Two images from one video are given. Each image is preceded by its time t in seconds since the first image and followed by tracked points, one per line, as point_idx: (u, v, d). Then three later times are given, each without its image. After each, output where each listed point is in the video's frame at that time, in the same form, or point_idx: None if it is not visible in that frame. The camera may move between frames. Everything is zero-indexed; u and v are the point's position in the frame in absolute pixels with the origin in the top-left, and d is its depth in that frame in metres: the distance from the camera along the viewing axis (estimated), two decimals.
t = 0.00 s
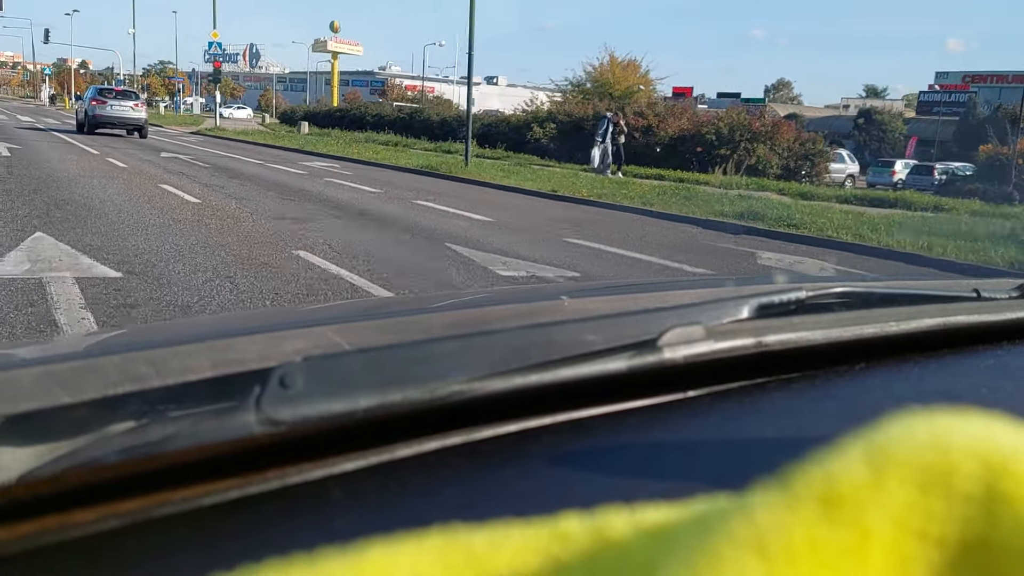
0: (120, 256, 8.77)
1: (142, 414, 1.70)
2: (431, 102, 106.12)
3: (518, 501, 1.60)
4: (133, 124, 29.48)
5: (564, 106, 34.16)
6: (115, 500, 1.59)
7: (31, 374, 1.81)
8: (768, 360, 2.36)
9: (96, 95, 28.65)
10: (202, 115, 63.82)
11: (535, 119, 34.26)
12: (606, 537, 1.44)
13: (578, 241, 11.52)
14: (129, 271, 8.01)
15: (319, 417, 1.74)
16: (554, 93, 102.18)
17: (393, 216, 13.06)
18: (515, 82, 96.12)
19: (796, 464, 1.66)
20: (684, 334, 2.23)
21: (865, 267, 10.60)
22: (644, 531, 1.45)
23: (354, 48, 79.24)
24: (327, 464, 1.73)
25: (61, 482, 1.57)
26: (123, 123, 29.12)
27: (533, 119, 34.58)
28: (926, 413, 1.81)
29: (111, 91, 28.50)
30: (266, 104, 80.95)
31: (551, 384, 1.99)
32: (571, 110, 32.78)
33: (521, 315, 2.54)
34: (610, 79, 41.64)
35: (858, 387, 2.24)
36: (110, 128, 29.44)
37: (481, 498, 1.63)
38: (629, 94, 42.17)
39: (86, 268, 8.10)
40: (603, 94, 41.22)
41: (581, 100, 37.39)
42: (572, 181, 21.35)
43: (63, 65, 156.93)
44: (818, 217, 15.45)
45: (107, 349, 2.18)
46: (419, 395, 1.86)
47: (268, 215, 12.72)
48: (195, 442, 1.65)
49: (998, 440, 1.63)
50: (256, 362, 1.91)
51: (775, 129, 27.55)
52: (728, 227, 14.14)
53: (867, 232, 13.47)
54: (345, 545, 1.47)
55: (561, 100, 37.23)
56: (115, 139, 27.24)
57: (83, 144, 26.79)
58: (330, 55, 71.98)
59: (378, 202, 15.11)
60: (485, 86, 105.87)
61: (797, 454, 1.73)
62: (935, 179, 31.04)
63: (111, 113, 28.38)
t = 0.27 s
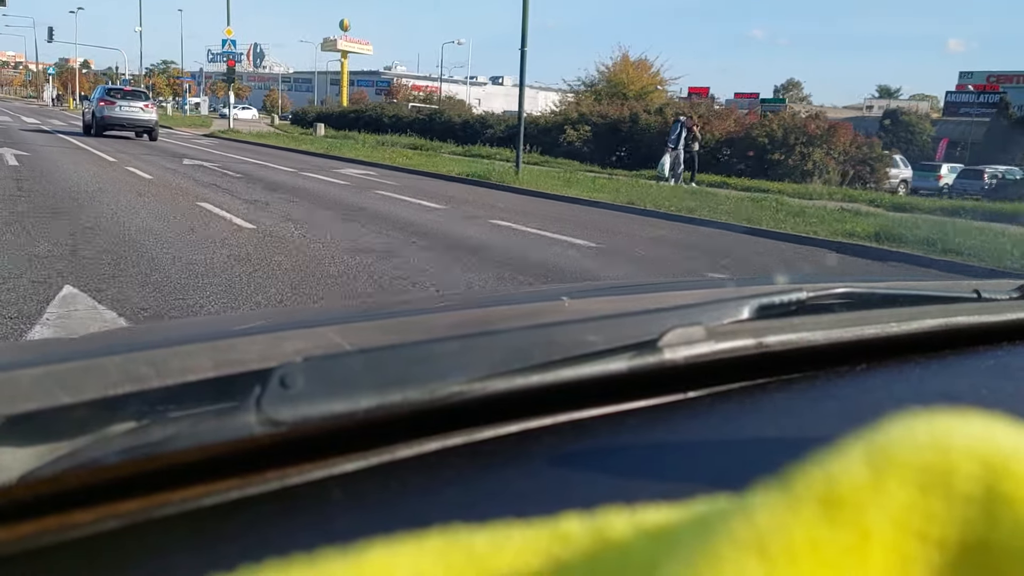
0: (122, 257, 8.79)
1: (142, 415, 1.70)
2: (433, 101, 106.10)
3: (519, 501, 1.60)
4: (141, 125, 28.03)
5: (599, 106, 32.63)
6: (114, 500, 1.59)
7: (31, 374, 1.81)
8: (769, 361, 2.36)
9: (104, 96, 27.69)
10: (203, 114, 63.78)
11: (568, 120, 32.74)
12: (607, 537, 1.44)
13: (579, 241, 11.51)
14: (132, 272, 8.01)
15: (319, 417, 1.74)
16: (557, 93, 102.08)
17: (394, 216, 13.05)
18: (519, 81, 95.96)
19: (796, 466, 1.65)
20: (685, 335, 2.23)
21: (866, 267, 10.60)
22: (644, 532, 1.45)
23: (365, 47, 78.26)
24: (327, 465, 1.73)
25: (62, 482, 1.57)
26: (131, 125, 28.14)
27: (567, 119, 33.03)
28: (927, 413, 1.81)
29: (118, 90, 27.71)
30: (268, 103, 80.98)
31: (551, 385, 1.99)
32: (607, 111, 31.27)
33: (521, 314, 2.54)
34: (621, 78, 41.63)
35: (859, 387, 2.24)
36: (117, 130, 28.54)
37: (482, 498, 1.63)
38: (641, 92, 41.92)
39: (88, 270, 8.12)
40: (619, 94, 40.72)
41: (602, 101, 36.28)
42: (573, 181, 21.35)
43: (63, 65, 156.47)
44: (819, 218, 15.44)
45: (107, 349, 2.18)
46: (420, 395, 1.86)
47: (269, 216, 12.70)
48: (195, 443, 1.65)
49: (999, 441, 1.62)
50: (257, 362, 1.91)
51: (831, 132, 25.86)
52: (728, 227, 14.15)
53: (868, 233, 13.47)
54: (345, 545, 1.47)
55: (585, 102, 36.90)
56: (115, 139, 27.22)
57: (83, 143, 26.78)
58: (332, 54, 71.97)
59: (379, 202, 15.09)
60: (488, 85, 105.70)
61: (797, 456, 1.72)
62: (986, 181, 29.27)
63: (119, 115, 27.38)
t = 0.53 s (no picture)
0: (123, 263, 8.81)
1: (143, 415, 1.70)
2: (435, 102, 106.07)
3: (518, 500, 1.60)
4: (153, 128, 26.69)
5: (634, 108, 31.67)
6: (115, 499, 1.59)
7: (32, 373, 1.81)
8: (771, 361, 2.35)
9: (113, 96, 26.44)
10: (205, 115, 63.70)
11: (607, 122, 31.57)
12: (607, 536, 1.44)
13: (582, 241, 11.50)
14: (135, 280, 8.02)
15: (320, 416, 1.74)
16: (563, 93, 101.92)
17: (396, 217, 13.05)
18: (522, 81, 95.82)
19: (797, 466, 1.65)
20: (685, 335, 2.23)
21: (868, 267, 10.58)
22: (645, 532, 1.45)
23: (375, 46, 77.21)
24: (328, 464, 1.73)
25: (62, 482, 1.57)
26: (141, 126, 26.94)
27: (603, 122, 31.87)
28: (928, 413, 1.81)
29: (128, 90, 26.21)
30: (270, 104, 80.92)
31: (552, 384, 1.99)
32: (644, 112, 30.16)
33: (521, 314, 2.54)
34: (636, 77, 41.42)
35: (859, 387, 2.24)
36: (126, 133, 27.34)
37: (482, 496, 1.63)
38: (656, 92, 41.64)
39: (88, 276, 8.13)
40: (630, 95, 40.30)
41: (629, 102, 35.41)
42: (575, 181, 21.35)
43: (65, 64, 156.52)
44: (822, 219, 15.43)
45: (108, 348, 2.19)
46: (420, 395, 1.85)
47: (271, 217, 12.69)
48: (196, 442, 1.65)
49: (1000, 440, 1.62)
50: (257, 361, 1.91)
51: (892, 135, 24.70)
52: (730, 228, 14.16)
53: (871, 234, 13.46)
54: (345, 543, 1.47)
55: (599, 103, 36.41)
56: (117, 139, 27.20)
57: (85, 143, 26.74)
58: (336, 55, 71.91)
59: (381, 204, 15.07)
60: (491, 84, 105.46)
61: (798, 455, 1.72)
62: None
63: (130, 116, 25.99)
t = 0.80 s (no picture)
0: (124, 253, 8.77)
1: (143, 414, 1.70)
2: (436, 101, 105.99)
3: (517, 500, 1.60)
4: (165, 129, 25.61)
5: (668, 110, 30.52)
6: (114, 499, 1.59)
7: (32, 372, 1.81)
8: (772, 361, 2.35)
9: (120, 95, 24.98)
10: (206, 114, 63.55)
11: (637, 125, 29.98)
12: (607, 537, 1.44)
13: (583, 240, 11.49)
14: (135, 270, 7.97)
15: (320, 416, 1.74)
16: (566, 92, 101.75)
17: (398, 215, 13.03)
18: (524, 80, 95.67)
19: (796, 467, 1.65)
20: (686, 335, 2.23)
21: (870, 268, 10.57)
22: (644, 532, 1.45)
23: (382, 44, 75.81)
24: (328, 464, 1.73)
25: (62, 481, 1.57)
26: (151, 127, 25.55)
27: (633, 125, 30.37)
28: (928, 414, 1.81)
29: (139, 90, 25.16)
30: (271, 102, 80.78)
31: (552, 384, 1.99)
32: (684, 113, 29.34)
33: (522, 314, 2.54)
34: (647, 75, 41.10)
35: (860, 388, 2.24)
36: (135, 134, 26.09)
37: (481, 497, 1.63)
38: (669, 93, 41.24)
39: (87, 265, 8.10)
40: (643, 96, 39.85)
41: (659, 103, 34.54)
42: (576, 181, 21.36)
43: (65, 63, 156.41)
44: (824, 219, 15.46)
45: (108, 348, 2.18)
46: (420, 395, 1.85)
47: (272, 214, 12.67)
48: (196, 441, 1.65)
49: (1000, 442, 1.62)
50: (258, 360, 1.91)
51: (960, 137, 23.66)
52: (731, 228, 14.19)
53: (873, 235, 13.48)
54: (345, 544, 1.47)
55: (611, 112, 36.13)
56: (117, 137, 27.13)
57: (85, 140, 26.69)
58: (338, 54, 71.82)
59: (382, 202, 15.04)
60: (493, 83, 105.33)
61: (798, 456, 1.72)
62: None
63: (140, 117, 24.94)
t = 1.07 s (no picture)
0: (127, 257, 8.81)
1: (144, 415, 1.70)
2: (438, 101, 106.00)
3: (519, 502, 1.60)
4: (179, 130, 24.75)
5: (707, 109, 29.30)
6: (117, 501, 1.59)
7: (33, 373, 1.82)
8: (772, 360, 2.36)
9: (133, 96, 24.54)
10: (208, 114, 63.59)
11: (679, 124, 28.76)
12: (609, 537, 1.45)
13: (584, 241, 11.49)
14: (140, 275, 7.98)
15: (321, 417, 1.74)
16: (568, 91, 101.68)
17: (399, 216, 13.03)
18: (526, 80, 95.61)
19: (798, 466, 1.65)
20: (688, 335, 2.23)
21: (870, 267, 10.59)
22: (646, 532, 1.45)
23: (394, 43, 74.68)
24: (330, 465, 1.73)
25: (64, 481, 1.57)
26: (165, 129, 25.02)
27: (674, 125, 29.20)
28: (930, 413, 1.81)
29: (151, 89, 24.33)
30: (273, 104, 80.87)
31: (554, 384, 1.98)
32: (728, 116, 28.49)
33: (521, 315, 2.55)
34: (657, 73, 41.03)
35: (860, 387, 2.24)
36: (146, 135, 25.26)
37: (482, 498, 1.63)
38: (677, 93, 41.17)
39: (90, 269, 8.13)
40: (658, 96, 39.76)
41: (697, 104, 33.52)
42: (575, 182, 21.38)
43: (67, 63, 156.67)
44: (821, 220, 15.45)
45: (109, 348, 2.19)
46: (422, 395, 1.85)
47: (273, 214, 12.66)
48: (198, 442, 1.65)
49: (1003, 441, 1.63)
50: (259, 360, 1.92)
51: None
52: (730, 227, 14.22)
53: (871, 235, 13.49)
54: (347, 545, 1.47)
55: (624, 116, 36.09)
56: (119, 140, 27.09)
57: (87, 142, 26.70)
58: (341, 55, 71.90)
59: (383, 202, 15.03)
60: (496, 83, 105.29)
61: (798, 456, 1.72)
62: None
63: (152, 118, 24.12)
